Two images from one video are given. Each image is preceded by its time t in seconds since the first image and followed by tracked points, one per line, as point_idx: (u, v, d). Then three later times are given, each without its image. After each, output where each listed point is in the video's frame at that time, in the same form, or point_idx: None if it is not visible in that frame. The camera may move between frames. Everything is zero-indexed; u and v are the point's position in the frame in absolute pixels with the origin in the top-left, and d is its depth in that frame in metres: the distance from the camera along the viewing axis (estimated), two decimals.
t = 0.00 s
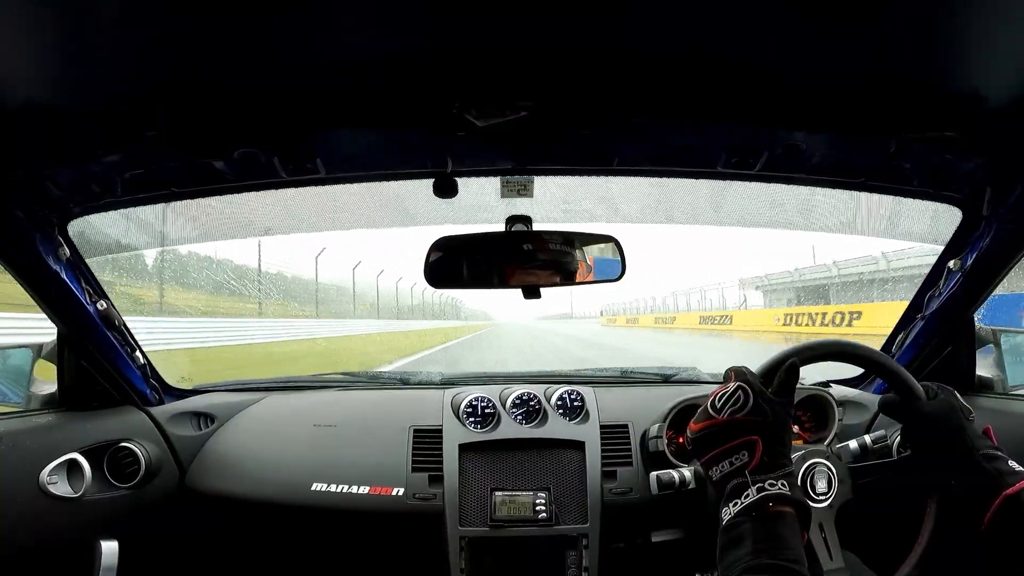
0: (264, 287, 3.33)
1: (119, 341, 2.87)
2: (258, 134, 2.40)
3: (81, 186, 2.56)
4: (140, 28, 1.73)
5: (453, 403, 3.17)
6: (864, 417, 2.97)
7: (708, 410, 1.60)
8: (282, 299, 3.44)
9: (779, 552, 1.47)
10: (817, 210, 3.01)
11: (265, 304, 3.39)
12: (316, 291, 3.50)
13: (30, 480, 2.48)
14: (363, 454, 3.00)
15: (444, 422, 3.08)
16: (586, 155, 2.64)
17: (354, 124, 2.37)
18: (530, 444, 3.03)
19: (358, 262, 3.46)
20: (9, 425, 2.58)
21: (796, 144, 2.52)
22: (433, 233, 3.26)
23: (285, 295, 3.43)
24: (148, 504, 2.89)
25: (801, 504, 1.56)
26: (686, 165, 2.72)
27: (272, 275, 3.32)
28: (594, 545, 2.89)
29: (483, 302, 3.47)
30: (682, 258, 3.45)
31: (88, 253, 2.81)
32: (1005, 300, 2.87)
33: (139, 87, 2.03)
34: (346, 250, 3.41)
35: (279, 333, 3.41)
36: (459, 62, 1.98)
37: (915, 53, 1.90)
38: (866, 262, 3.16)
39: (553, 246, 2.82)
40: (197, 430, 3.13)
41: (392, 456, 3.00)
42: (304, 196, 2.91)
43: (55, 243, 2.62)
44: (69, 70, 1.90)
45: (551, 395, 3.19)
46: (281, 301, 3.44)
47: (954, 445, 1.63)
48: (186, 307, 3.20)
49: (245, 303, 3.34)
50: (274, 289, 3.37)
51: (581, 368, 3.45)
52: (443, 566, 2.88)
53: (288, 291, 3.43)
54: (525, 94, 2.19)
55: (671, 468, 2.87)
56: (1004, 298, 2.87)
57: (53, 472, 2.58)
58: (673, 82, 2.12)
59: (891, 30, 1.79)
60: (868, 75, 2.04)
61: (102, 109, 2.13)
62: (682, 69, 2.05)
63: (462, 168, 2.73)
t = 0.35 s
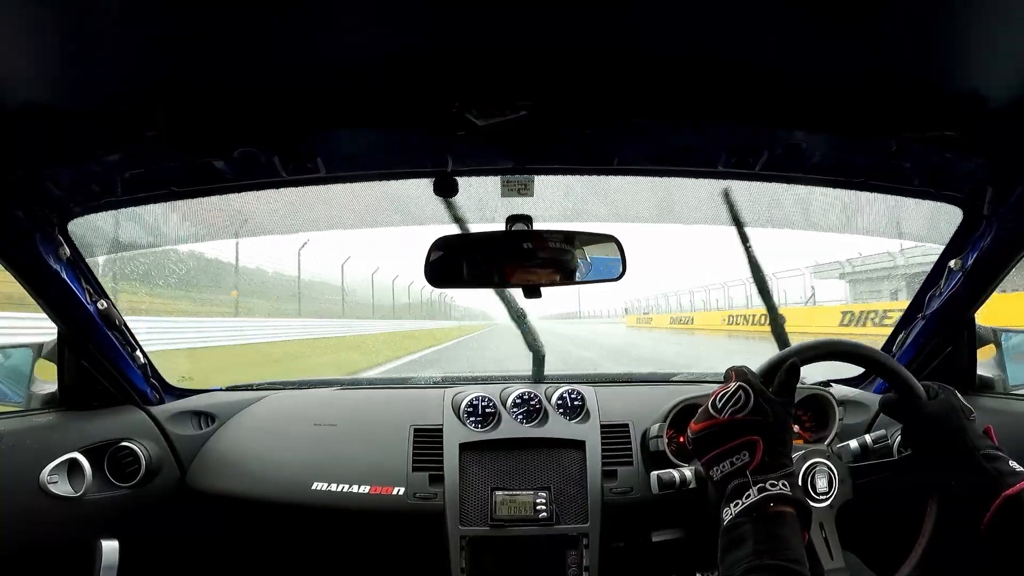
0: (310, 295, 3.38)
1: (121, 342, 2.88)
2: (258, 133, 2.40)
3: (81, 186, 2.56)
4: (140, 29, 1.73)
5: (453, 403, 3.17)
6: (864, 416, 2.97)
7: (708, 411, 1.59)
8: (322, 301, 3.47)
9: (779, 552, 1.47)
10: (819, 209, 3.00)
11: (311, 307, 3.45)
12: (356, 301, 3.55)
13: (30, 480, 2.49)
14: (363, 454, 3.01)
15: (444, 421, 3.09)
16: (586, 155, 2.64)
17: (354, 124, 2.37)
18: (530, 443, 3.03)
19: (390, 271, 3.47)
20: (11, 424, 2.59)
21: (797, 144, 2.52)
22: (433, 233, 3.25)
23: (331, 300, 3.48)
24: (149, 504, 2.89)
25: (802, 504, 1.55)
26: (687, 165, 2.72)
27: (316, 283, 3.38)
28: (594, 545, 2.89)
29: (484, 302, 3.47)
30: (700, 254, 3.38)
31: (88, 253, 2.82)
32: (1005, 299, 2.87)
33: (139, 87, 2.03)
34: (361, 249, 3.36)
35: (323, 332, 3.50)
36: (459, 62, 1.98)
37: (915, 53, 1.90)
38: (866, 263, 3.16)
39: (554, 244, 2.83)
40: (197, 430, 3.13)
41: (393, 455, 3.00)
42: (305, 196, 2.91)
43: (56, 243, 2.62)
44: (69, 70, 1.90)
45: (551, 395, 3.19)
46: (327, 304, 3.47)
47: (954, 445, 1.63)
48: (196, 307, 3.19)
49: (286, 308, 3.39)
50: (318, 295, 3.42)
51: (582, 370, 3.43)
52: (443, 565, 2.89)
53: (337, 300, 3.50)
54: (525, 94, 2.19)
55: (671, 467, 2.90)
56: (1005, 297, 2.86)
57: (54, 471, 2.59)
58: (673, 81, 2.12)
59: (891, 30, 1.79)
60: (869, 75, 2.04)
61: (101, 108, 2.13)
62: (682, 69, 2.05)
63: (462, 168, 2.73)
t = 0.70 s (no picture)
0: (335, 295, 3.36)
1: (121, 341, 2.89)
2: (258, 134, 2.40)
3: (82, 186, 2.56)
4: (140, 29, 1.73)
5: (453, 403, 3.17)
6: (864, 416, 2.98)
7: (708, 412, 1.60)
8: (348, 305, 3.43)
9: (780, 553, 1.46)
10: (818, 209, 3.00)
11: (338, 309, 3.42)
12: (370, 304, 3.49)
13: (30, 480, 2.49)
14: (363, 454, 3.01)
15: (444, 421, 3.09)
16: (586, 155, 2.64)
17: (355, 124, 2.37)
18: (530, 443, 3.03)
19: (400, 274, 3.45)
20: (14, 424, 2.59)
21: (797, 144, 2.52)
22: (433, 233, 3.25)
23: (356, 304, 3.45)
24: (149, 504, 2.89)
25: (802, 505, 1.54)
26: (686, 164, 2.72)
27: (345, 286, 3.37)
28: (595, 545, 2.89)
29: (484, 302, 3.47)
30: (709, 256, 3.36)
31: (89, 253, 2.82)
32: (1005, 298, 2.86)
33: (139, 86, 2.02)
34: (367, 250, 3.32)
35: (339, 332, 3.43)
36: (459, 62, 1.98)
37: (915, 52, 1.90)
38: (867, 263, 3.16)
39: (552, 243, 2.83)
40: (197, 430, 3.13)
41: (393, 455, 3.00)
42: (305, 197, 2.91)
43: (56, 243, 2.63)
44: (69, 70, 1.90)
45: (551, 395, 3.19)
46: (344, 305, 3.42)
47: (954, 444, 1.63)
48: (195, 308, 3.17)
49: (310, 308, 3.37)
50: (346, 298, 3.40)
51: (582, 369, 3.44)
52: (443, 565, 2.89)
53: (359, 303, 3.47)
54: (525, 94, 2.19)
55: (671, 467, 2.93)
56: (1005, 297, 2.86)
57: (54, 471, 2.58)
58: (673, 81, 2.12)
59: (892, 29, 1.79)
60: (869, 74, 2.04)
61: (101, 108, 2.13)
62: (682, 68, 2.05)
63: (463, 168, 2.73)
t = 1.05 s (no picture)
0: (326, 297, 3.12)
1: (120, 341, 2.90)
2: (258, 134, 2.40)
3: (82, 187, 2.56)
4: (140, 29, 1.73)
5: (453, 404, 3.16)
6: (864, 417, 2.98)
7: (707, 415, 1.58)
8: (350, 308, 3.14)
9: (780, 557, 1.47)
10: (817, 210, 3.00)
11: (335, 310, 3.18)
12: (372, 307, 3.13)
13: (29, 480, 2.49)
14: (363, 454, 3.01)
15: (444, 421, 3.09)
16: (586, 155, 2.64)
17: (355, 124, 2.37)
18: (530, 444, 3.03)
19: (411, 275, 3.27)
20: (13, 424, 2.59)
21: (797, 144, 2.52)
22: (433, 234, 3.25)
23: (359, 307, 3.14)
24: (149, 503, 2.89)
25: (802, 507, 1.55)
26: (687, 165, 2.72)
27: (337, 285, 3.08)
28: (594, 545, 2.89)
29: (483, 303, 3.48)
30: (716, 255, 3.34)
31: (89, 253, 2.83)
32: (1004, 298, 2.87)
33: (138, 86, 2.02)
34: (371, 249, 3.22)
35: (340, 332, 3.29)
36: (459, 62, 1.98)
37: (915, 53, 1.90)
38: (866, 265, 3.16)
39: (548, 242, 2.83)
40: (197, 430, 3.13)
41: (392, 456, 3.00)
42: (305, 196, 2.91)
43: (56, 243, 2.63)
44: (70, 70, 1.90)
45: (551, 395, 3.19)
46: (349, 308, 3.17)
47: (954, 442, 1.63)
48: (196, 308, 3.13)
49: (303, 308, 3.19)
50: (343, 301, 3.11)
51: (582, 370, 3.44)
52: (443, 566, 2.89)
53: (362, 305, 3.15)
54: (525, 95, 2.19)
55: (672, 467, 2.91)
56: (1005, 297, 2.86)
57: (54, 471, 2.58)
58: (674, 81, 2.13)
59: (892, 30, 1.79)
60: (869, 74, 2.04)
61: (101, 108, 2.13)
62: (682, 69, 2.05)
63: (463, 169, 2.73)
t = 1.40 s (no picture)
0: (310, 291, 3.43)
1: (120, 340, 2.87)
2: (258, 133, 2.40)
3: (81, 186, 2.57)
4: (140, 28, 1.73)
5: (452, 403, 3.16)
6: (863, 418, 2.98)
7: (705, 416, 1.58)
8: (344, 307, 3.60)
9: (779, 557, 1.48)
10: (817, 211, 3.01)
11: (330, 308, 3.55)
12: (335, 302, 3.55)
13: (30, 480, 2.48)
14: (361, 455, 3.00)
15: (442, 421, 3.08)
16: (585, 156, 2.64)
17: (355, 123, 2.37)
18: (529, 444, 3.02)
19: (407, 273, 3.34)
20: (12, 423, 2.60)
21: (796, 144, 2.52)
22: (433, 232, 3.25)
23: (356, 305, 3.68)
24: (148, 503, 2.89)
25: (799, 507, 1.57)
26: (687, 167, 2.73)
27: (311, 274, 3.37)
28: (593, 545, 2.89)
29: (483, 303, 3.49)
30: (714, 253, 3.40)
31: (89, 252, 2.79)
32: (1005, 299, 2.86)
33: (138, 85, 2.02)
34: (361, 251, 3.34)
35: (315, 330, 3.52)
36: (460, 62, 1.98)
37: (915, 54, 1.90)
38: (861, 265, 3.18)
39: (548, 242, 2.82)
40: (197, 429, 3.12)
41: (392, 457, 2.99)
42: (303, 196, 2.91)
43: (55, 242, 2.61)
44: (70, 70, 1.90)
45: (551, 395, 3.18)
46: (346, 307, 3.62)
47: (955, 442, 1.63)
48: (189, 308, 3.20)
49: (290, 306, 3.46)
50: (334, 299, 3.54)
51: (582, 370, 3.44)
52: (442, 565, 2.89)
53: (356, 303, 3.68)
54: (526, 95, 2.20)
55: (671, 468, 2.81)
56: (1004, 298, 2.86)
57: (53, 469, 2.58)
58: (674, 82, 2.13)
59: (892, 31, 1.79)
60: (869, 75, 2.04)
61: (101, 108, 2.13)
62: (683, 70, 2.05)
63: (462, 169, 2.74)
